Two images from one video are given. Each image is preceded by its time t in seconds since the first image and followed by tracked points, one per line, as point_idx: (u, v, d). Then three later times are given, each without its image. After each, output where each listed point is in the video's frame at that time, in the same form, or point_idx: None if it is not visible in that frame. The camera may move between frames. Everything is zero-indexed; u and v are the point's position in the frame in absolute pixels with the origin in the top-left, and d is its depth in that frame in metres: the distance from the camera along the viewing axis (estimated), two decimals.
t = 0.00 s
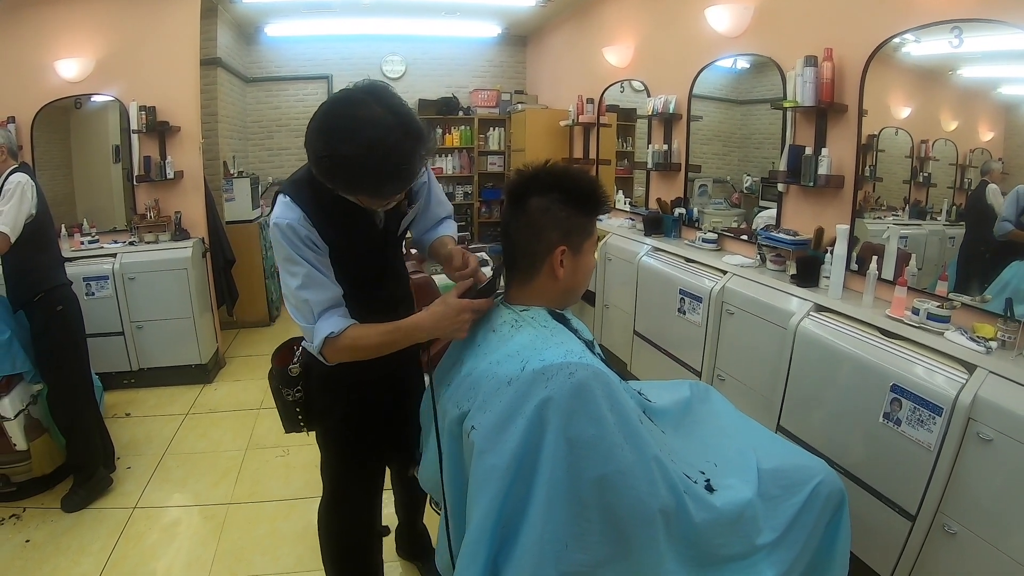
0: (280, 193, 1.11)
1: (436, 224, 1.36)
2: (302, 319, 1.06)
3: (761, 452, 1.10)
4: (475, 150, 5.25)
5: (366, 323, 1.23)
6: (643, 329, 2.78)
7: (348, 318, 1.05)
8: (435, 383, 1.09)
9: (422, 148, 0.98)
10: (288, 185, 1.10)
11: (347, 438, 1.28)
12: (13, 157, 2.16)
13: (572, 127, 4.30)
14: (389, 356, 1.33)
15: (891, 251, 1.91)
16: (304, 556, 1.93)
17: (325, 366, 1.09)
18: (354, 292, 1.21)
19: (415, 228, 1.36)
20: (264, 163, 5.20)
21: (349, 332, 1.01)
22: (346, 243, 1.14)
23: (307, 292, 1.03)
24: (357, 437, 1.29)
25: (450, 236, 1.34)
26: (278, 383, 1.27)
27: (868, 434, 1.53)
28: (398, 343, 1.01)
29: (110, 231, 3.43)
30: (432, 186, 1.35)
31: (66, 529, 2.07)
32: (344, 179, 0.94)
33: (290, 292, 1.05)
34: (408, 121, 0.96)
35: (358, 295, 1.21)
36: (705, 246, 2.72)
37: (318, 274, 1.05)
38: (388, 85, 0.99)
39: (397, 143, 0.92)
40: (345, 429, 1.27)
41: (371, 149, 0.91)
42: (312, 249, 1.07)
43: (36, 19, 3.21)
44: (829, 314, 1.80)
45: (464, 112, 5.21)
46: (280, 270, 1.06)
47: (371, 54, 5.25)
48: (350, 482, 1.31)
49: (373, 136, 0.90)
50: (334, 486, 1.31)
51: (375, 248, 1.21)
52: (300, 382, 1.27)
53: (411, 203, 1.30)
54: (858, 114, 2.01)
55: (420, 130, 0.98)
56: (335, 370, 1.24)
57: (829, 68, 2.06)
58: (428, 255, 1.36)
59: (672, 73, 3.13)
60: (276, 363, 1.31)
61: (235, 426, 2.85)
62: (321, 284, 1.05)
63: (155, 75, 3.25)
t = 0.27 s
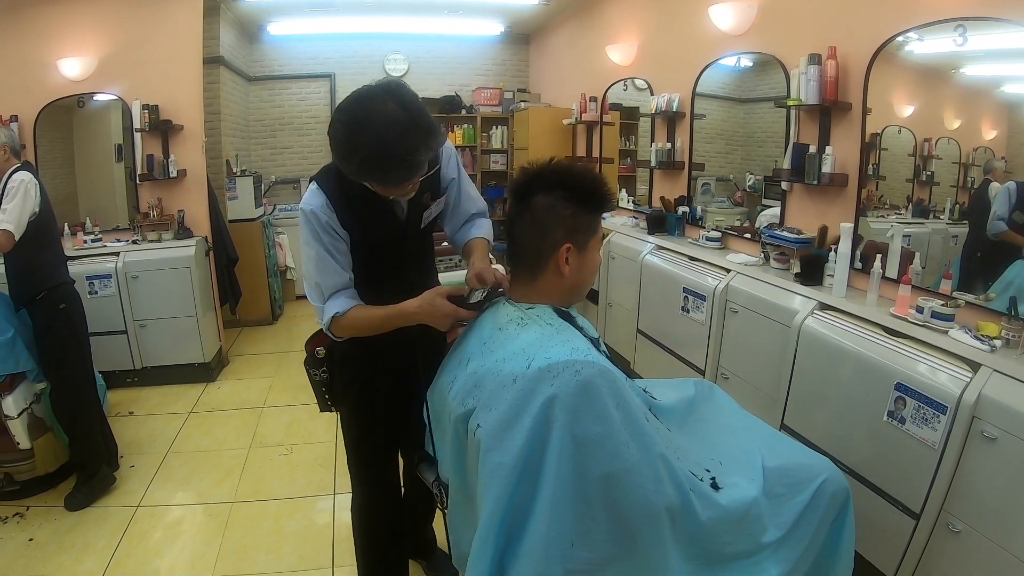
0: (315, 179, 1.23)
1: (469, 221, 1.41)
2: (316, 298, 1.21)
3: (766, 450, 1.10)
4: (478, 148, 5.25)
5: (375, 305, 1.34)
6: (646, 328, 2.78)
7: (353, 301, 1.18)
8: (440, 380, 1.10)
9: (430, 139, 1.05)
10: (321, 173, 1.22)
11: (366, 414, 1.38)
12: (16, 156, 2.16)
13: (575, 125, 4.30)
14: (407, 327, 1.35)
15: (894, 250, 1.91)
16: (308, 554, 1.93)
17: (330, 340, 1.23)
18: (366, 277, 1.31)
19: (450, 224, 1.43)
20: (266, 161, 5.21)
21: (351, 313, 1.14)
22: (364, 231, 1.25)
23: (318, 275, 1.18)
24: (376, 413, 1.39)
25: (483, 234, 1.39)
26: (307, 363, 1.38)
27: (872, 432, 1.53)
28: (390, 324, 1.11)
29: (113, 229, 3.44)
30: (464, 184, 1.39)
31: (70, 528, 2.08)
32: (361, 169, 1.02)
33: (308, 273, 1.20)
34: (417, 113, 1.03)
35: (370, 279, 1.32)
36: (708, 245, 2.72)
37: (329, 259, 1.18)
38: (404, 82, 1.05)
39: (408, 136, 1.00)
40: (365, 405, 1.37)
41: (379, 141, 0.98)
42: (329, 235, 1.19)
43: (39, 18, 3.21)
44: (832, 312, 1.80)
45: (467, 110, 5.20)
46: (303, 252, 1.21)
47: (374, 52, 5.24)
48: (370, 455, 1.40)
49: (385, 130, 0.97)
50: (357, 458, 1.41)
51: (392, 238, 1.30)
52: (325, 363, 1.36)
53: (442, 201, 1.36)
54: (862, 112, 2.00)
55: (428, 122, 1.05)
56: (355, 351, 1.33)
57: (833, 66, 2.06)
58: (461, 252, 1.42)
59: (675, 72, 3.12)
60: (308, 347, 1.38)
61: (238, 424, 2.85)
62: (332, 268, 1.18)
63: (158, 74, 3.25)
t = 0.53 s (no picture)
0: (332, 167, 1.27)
1: (480, 221, 1.44)
2: (321, 278, 1.23)
3: (772, 450, 1.10)
4: (481, 148, 5.25)
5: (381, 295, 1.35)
6: (650, 327, 2.78)
7: (356, 282, 1.19)
8: (446, 379, 1.10)
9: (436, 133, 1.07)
10: (336, 162, 1.25)
11: (376, 406, 1.40)
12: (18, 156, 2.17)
13: (579, 124, 4.30)
14: (398, 313, 1.30)
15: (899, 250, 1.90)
16: (312, 554, 1.94)
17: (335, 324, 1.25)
18: (373, 266, 1.33)
19: (461, 224, 1.45)
20: (269, 160, 5.21)
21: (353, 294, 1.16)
22: (374, 220, 1.27)
23: (325, 255, 1.20)
24: (384, 405, 1.40)
25: (493, 234, 1.42)
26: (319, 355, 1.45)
27: (876, 432, 1.53)
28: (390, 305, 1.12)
29: (116, 228, 3.44)
30: (476, 183, 1.41)
31: (74, 526, 2.09)
32: (368, 163, 1.04)
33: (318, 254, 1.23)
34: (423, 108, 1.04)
35: (377, 268, 1.34)
36: (712, 244, 2.72)
37: (337, 241, 1.20)
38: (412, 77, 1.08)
39: (414, 130, 1.01)
40: (373, 397, 1.40)
41: (382, 129, 0.99)
42: (340, 219, 1.22)
43: (42, 17, 3.21)
44: (837, 312, 1.80)
45: (470, 110, 5.20)
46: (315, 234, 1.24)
47: (377, 51, 5.24)
48: (382, 445, 1.44)
49: (391, 124, 0.99)
50: (371, 447, 1.45)
51: (402, 231, 1.31)
52: (335, 355, 1.42)
53: (455, 200, 1.37)
54: (867, 112, 2.00)
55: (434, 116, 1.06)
56: (357, 345, 1.36)
57: (838, 66, 2.05)
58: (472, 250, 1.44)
59: (679, 71, 3.12)
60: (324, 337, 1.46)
61: (241, 423, 2.86)
62: (339, 250, 1.20)
63: (161, 73, 3.25)
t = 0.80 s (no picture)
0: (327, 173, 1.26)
1: (483, 216, 1.43)
2: (330, 289, 1.22)
3: (776, 451, 1.11)
4: (483, 148, 5.26)
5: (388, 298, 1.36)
6: (652, 327, 2.78)
7: (366, 290, 1.19)
8: (451, 380, 1.10)
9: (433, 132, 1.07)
10: (333, 167, 1.24)
11: (384, 408, 1.41)
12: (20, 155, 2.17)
13: (581, 124, 4.30)
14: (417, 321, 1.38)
15: (902, 251, 1.90)
16: (314, 554, 1.94)
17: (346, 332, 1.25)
18: (379, 269, 1.33)
19: (463, 220, 1.44)
20: (272, 160, 5.22)
21: (363, 303, 1.15)
22: (376, 224, 1.26)
23: (332, 265, 1.19)
24: (393, 407, 1.41)
25: (496, 229, 1.42)
26: (323, 359, 1.43)
27: (880, 434, 1.53)
28: (402, 315, 1.13)
29: (119, 227, 3.44)
30: (477, 179, 1.41)
31: (76, 526, 2.09)
32: (366, 165, 1.04)
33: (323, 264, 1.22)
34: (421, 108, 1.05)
35: (382, 271, 1.34)
36: (714, 245, 2.72)
37: (343, 250, 1.20)
38: (409, 76, 1.08)
39: (411, 130, 1.01)
40: (381, 399, 1.40)
41: (381, 130, 0.99)
42: (342, 226, 1.22)
43: (45, 16, 3.21)
44: (840, 313, 1.80)
45: (472, 110, 5.21)
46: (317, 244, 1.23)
47: (379, 50, 5.24)
48: (389, 448, 1.44)
49: (387, 125, 0.99)
50: (377, 450, 1.45)
51: (405, 232, 1.31)
52: (340, 359, 1.41)
53: (456, 199, 1.37)
54: (870, 113, 2.00)
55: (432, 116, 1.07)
56: (366, 346, 1.36)
57: (841, 67, 2.05)
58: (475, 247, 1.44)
59: (682, 71, 3.12)
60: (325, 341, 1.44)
61: (244, 422, 2.86)
62: (345, 258, 1.20)
63: (164, 72, 3.25)
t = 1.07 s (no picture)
0: (327, 181, 1.26)
1: (484, 215, 1.44)
2: (338, 299, 1.23)
3: (780, 452, 1.11)
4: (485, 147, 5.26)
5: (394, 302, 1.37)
6: (654, 327, 2.78)
7: (376, 298, 1.19)
8: (456, 380, 1.10)
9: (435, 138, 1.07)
10: (333, 174, 1.24)
11: (385, 410, 1.41)
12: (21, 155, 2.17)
13: (583, 124, 4.31)
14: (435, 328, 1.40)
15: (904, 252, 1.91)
16: (316, 554, 1.94)
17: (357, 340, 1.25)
18: (384, 274, 1.34)
19: (463, 219, 1.45)
20: (273, 159, 5.22)
21: (372, 310, 1.15)
22: (381, 230, 1.26)
23: (340, 274, 1.19)
24: (394, 409, 1.41)
25: (497, 228, 1.42)
26: (325, 361, 1.44)
27: (882, 435, 1.53)
28: (413, 322, 1.13)
29: (120, 226, 3.45)
30: (478, 178, 1.41)
31: (77, 525, 2.09)
32: (367, 170, 1.05)
33: (329, 273, 1.23)
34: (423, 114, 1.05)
35: (388, 276, 1.34)
36: (716, 245, 2.72)
37: (350, 258, 1.20)
38: (410, 81, 1.08)
39: (412, 134, 1.02)
40: (383, 402, 1.40)
41: (383, 135, 1.00)
42: (347, 234, 1.22)
43: (47, 15, 3.21)
44: (842, 314, 1.80)
45: (474, 109, 5.21)
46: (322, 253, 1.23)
47: (381, 50, 5.24)
48: (390, 450, 1.44)
49: (387, 129, 1.00)
50: (379, 452, 1.45)
51: (408, 235, 1.31)
52: (342, 361, 1.42)
53: (456, 199, 1.38)
54: (872, 114, 2.00)
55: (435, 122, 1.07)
56: (367, 349, 1.36)
57: (844, 68, 2.05)
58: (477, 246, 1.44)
59: (684, 71, 3.12)
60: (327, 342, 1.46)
61: (245, 422, 2.86)
62: (352, 267, 1.20)
63: (167, 71, 3.26)
